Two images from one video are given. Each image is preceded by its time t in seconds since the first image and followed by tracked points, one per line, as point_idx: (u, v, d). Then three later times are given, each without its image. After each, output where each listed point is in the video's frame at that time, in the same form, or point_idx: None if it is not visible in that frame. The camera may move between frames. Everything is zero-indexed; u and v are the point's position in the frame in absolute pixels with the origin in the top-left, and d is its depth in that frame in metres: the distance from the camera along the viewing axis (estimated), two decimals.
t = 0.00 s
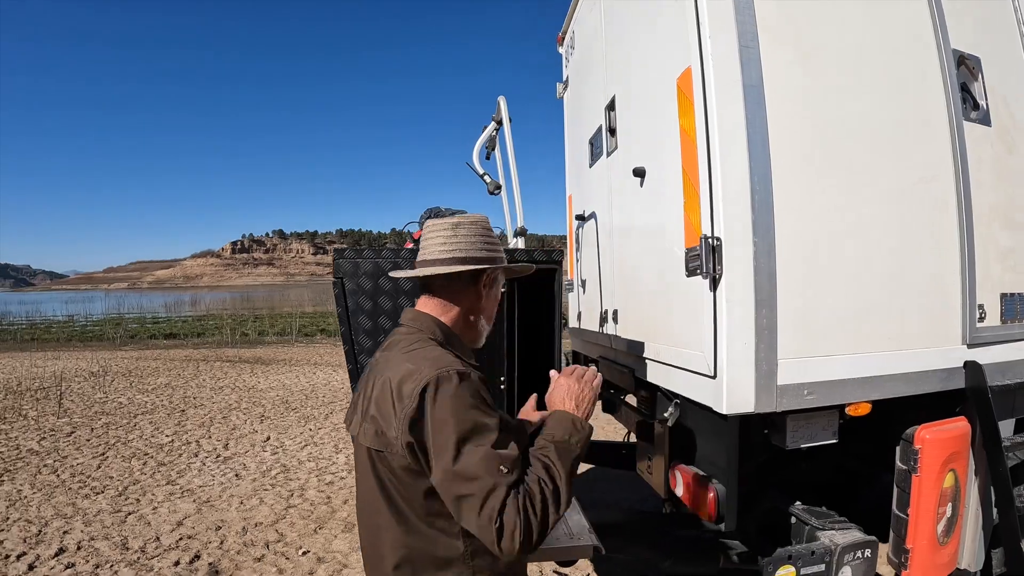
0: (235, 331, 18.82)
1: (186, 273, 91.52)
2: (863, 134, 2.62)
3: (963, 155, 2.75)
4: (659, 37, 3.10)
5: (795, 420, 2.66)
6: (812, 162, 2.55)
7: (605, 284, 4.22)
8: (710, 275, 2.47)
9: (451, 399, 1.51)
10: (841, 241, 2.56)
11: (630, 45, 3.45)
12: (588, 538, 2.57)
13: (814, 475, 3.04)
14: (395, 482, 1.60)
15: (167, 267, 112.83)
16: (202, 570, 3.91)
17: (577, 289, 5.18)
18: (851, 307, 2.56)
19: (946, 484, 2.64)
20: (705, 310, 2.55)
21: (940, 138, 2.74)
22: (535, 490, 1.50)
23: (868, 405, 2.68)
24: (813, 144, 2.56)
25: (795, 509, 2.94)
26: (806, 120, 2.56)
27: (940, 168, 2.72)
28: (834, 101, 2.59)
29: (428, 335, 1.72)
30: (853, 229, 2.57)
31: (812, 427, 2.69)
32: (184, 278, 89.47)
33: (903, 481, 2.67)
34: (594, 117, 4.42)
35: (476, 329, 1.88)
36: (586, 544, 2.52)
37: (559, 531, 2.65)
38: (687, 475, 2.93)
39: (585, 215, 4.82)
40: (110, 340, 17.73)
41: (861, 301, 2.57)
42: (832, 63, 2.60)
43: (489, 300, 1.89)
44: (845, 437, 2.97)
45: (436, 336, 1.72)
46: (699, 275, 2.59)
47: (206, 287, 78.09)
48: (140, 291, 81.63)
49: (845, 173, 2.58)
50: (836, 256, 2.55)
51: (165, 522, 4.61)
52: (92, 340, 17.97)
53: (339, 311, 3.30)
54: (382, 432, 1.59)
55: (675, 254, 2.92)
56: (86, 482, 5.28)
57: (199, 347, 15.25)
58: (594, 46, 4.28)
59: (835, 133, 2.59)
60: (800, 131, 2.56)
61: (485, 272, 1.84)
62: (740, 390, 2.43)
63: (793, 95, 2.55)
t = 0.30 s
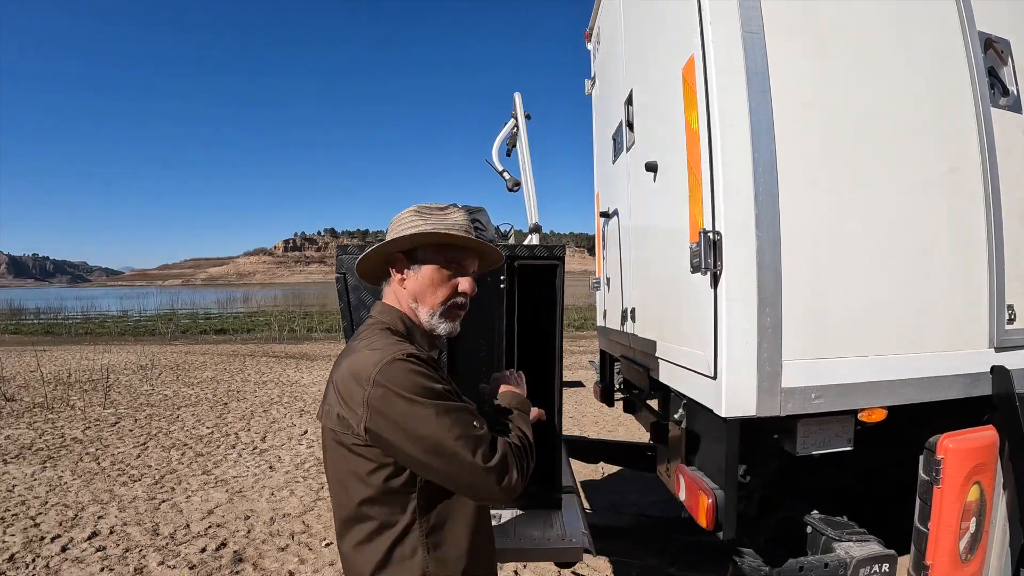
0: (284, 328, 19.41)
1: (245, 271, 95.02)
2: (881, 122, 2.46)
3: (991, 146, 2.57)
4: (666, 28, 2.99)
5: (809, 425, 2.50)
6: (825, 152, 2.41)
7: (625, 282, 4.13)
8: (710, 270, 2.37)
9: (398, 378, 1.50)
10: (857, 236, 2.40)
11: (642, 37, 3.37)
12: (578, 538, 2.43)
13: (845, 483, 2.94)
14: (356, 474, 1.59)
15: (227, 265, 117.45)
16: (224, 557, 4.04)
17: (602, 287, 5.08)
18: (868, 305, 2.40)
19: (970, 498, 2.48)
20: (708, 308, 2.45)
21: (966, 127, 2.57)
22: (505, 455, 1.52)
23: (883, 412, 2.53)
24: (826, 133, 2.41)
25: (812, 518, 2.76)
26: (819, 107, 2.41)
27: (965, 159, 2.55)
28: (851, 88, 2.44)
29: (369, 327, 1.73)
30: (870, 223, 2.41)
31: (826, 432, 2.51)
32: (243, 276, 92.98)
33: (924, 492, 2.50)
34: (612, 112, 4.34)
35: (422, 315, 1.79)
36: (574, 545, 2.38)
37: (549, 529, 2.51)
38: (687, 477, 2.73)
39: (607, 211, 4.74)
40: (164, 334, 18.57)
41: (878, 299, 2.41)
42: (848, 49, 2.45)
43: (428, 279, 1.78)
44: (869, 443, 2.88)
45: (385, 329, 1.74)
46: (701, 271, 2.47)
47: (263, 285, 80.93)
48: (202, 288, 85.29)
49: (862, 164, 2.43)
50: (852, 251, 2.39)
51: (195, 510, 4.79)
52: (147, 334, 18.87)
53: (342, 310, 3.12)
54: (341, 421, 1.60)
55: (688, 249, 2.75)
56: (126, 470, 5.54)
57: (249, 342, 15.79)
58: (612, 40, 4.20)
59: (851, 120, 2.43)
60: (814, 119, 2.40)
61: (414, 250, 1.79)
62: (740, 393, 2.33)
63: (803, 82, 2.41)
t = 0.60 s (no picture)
0: (308, 326, 19.70)
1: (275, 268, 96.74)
2: (877, 124, 2.40)
3: (993, 148, 2.50)
4: (658, 30, 2.96)
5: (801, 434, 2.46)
6: (817, 156, 2.35)
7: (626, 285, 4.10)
8: (694, 276, 2.35)
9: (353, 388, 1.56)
10: (851, 241, 2.34)
11: (640, 39, 3.34)
12: (562, 544, 2.42)
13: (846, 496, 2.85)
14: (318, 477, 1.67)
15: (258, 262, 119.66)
16: (232, 553, 4.13)
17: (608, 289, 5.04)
18: (861, 313, 2.34)
19: (969, 511, 2.41)
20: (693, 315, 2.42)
21: (967, 129, 2.49)
22: (451, 470, 1.57)
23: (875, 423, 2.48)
24: (820, 136, 2.35)
25: (808, 527, 2.69)
26: (810, 110, 2.36)
27: (964, 161, 2.47)
28: (846, 88, 2.38)
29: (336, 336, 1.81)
30: (865, 228, 2.35)
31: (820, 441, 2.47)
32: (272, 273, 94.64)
33: (921, 504, 2.44)
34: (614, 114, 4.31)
35: (379, 321, 1.87)
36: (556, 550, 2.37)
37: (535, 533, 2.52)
38: (675, 485, 2.76)
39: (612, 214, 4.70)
40: (190, 332, 19.02)
41: (871, 306, 2.35)
42: (842, 50, 2.39)
43: (373, 286, 1.88)
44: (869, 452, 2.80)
45: (354, 337, 1.81)
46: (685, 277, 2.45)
47: (292, 282, 82.25)
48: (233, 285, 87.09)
49: (856, 167, 2.36)
50: (846, 257, 2.33)
51: (208, 506, 4.91)
52: (175, 332, 19.36)
53: (335, 315, 3.14)
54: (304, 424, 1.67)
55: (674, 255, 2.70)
56: (144, 467, 5.70)
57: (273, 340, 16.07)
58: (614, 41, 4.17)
59: (846, 121, 2.37)
60: (806, 122, 2.35)
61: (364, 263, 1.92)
62: (725, 401, 2.30)
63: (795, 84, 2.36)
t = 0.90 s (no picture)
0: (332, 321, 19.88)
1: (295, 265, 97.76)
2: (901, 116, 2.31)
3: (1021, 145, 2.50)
4: (685, 23, 2.93)
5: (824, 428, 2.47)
6: (835, 148, 2.29)
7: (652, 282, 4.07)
8: (724, 268, 2.35)
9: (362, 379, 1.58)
10: (864, 237, 2.28)
11: (667, 33, 3.32)
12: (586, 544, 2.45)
13: (866, 493, 2.77)
14: (330, 464, 1.72)
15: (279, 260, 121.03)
16: (255, 545, 4.19)
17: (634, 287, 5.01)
18: (893, 310, 2.27)
19: (1000, 513, 2.37)
20: (722, 309, 2.42)
21: (1002, 126, 2.46)
22: (458, 476, 1.55)
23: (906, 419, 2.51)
24: (839, 128, 2.29)
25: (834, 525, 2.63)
26: (828, 101, 2.30)
27: (1000, 157, 2.43)
28: (869, 78, 2.30)
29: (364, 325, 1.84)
30: (885, 223, 2.27)
31: (843, 436, 2.48)
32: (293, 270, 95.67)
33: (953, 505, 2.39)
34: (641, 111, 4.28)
35: (406, 311, 1.88)
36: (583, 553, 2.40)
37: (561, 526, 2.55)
38: (703, 481, 2.79)
39: (638, 210, 4.67)
40: (216, 327, 19.31)
41: (902, 303, 2.27)
42: (864, 39, 2.32)
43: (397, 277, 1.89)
44: (887, 450, 2.69)
45: (380, 328, 1.83)
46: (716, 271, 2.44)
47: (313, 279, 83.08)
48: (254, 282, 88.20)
49: (883, 157, 2.28)
50: (862, 253, 2.27)
51: (232, 498, 4.98)
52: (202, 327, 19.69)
53: (362, 310, 3.18)
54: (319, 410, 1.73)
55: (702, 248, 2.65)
56: (170, 459, 5.81)
57: (297, 335, 16.26)
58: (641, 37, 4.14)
59: (869, 112, 2.28)
60: (822, 114, 2.30)
61: (389, 253, 1.91)
62: (754, 395, 2.30)
63: (813, 76, 2.31)
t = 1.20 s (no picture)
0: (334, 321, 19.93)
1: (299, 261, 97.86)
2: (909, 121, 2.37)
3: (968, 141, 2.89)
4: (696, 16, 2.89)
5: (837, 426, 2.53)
6: (845, 153, 2.34)
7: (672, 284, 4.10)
8: (747, 266, 2.45)
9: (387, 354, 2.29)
10: (875, 241, 2.30)
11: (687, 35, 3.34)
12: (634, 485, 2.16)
13: (866, 489, 2.53)
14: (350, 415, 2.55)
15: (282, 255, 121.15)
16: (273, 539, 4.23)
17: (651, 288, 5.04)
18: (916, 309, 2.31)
19: None
20: (746, 308, 2.50)
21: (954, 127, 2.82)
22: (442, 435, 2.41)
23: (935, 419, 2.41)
24: (852, 132, 2.33)
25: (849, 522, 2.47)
26: (839, 107, 2.35)
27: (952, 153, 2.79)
28: (889, 78, 2.28)
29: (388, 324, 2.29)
30: (895, 227, 2.28)
31: (858, 437, 2.53)
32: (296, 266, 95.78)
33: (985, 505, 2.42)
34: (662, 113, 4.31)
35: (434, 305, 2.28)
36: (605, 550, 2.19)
37: (586, 522, 2.27)
38: (726, 481, 2.66)
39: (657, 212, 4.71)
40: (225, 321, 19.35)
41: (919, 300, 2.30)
42: (877, 37, 2.30)
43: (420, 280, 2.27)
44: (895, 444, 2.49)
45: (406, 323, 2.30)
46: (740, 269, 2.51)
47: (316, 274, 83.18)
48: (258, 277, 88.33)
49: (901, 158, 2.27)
50: (874, 255, 2.31)
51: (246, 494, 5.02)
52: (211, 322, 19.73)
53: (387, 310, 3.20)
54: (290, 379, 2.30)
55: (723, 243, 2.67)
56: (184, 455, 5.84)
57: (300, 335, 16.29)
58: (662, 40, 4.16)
59: (883, 115, 2.29)
60: (832, 120, 2.36)
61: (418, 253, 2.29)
62: (776, 390, 2.44)
63: (825, 82, 2.37)
